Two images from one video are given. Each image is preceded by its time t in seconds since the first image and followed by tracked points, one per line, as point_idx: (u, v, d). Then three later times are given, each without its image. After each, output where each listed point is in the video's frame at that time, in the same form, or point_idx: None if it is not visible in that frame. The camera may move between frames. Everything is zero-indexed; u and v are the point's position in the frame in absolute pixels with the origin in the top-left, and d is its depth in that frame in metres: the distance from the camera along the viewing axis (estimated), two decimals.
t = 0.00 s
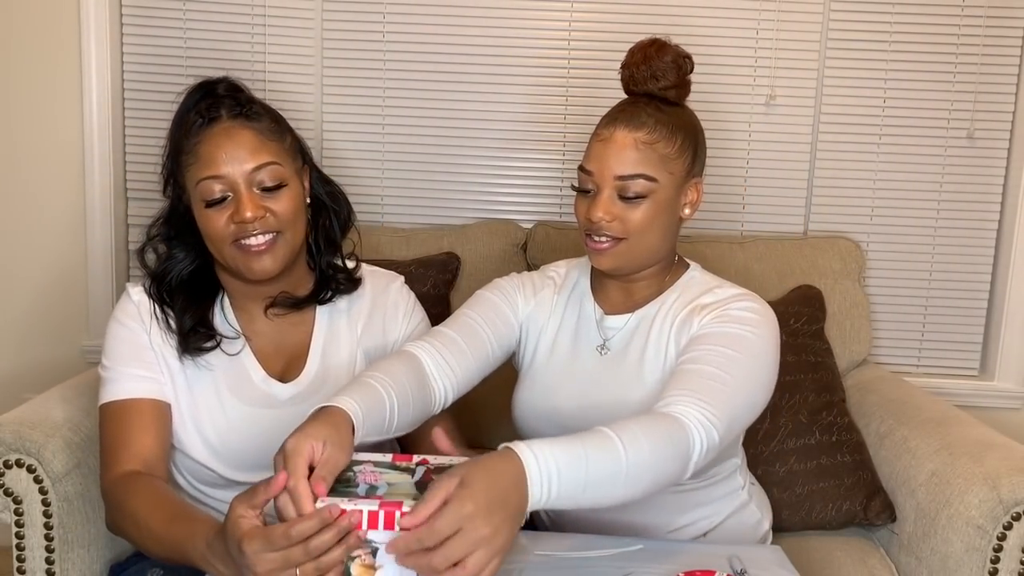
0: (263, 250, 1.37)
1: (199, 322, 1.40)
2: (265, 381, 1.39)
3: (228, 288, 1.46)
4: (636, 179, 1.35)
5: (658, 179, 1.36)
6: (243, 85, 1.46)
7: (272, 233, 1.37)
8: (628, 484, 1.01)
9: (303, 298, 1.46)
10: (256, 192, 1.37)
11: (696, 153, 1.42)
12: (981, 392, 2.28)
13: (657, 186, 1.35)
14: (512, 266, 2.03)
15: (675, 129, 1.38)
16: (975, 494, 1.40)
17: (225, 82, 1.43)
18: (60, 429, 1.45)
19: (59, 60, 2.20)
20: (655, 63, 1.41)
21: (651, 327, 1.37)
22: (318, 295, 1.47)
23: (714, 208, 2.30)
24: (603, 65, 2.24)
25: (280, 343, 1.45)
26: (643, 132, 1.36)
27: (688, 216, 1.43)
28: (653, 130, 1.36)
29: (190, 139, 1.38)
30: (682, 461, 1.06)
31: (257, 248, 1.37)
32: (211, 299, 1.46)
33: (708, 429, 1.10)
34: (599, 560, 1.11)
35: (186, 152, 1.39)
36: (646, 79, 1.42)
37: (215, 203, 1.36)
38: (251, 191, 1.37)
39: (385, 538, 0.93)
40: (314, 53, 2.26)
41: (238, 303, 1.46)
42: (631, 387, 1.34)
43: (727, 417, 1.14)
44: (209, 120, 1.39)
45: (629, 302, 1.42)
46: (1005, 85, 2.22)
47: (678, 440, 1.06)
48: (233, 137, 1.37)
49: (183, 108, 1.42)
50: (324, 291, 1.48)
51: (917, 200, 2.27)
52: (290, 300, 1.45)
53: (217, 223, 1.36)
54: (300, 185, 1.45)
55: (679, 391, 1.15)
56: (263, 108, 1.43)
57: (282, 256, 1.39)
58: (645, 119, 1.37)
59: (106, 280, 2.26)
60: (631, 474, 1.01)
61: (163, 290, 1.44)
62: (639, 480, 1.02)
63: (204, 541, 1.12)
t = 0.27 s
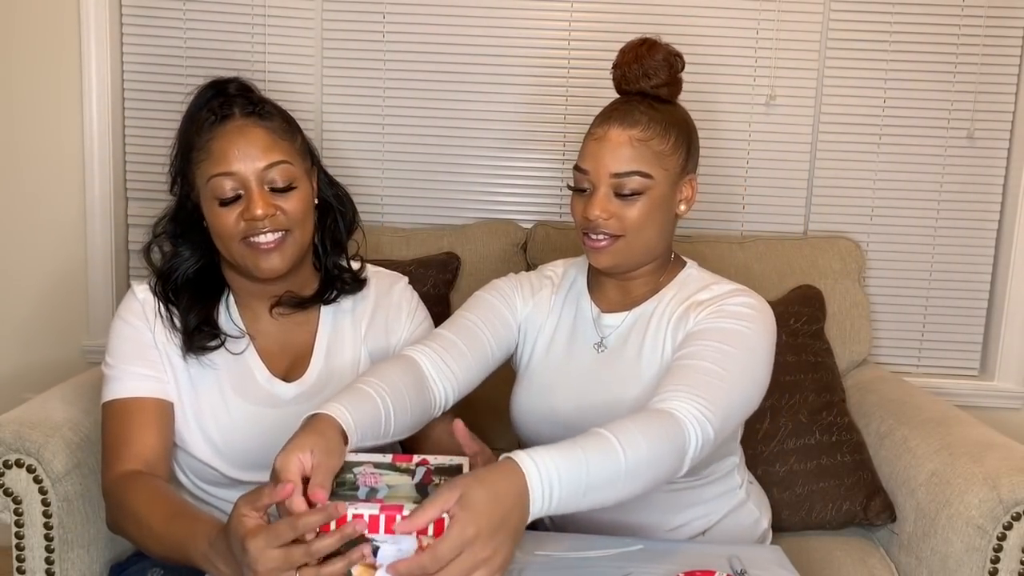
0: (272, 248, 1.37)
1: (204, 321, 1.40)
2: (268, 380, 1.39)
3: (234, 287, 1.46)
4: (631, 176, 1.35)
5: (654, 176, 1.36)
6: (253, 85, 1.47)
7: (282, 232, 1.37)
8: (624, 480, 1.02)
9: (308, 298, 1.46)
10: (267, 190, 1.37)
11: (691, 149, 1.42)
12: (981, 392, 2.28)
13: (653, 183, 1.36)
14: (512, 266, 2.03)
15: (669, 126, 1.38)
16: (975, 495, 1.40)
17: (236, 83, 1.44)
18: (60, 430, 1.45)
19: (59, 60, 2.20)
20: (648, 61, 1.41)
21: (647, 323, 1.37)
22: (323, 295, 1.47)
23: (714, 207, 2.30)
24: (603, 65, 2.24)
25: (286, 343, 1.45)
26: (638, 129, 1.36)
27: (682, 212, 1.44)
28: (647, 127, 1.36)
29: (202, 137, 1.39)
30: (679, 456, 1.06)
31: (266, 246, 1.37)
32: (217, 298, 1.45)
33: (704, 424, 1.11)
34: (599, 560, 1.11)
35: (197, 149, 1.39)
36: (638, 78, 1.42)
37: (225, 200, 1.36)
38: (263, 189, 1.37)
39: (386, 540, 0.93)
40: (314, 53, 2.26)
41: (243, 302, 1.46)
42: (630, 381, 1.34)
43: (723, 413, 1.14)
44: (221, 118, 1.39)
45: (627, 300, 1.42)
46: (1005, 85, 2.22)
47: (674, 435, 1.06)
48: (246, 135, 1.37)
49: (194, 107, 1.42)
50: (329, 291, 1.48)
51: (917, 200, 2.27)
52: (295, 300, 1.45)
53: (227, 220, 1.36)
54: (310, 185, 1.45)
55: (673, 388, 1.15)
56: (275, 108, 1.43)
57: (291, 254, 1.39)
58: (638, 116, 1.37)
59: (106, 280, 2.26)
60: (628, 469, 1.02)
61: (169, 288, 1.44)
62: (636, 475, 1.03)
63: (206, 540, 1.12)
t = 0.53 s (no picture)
0: (277, 247, 1.37)
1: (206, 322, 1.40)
2: (270, 381, 1.39)
3: (236, 286, 1.46)
4: (622, 176, 1.35)
5: (645, 175, 1.36)
6: (259, 86, 1.47)
7: (287, 231, 1.37)
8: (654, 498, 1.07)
9: (310, 298, 1.46)
10: (274, 189, 1.37)
11: (682, 146, 1.42)
12: (981, 392, 2.28)
13: (645, 182, 1.36)
14: (512, 266, 2.03)
15: (658, 124, 1.38)
16: (975, 495, 1.40)
17: (242, 83, 1.44)
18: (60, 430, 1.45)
19: (59, 60, 2.20)
20: (635, 61, 1.42)
21: (649, 326, 1.38)
22: (325, 296, 1.47)
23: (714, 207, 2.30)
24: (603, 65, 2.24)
25: (287, 344, 1.45)
26: (627, 129, 1.37)
27: (676, 209, 1.44)
28: (636, 127, 1.37)
29: (209, 134, 1.38)
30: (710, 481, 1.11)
31: (271, 245, 1.37)
32: (219, 298, 1.45)
33: (735, 448, 1.15)
34: (599, 560, 1.11)
35: (204, 147, 1.38)
36: (625, 78, 1.43)
37: (230, 198, 1.36)
38: (270, 188, 1.37)
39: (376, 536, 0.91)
40: (314, 53, 2.26)
41: (244, 302, 1.46)
42: (633, 383, 1.35)
43: (746, 429, 1.19)
44: (229, 116, 1.39)
45: (624, 301, 1.42)
46: (1005, 85, 2.22)
47: (707, 458, 1.11)
48: (254, 134, 1.37)
49: (201, 104, 1.42)
50: (330, 292, 1.48)
51: (917, 200, 2.27)
52: (297, 300, 1.45)
53: (232, 218, 1.36)
54: (315, 185, 1.45)
55: (696, 411, 1.18)
56: (282, 107, 1.43)
57: (296, 254, 1.39)
58: (627, 116, 1.38)
59: (106, 280, 2.26)
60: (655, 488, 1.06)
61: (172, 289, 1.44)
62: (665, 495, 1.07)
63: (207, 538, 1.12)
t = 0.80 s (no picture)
0: (283, 245, 1.37)
1: (208, 322, 1.40)
2: (271, 381, 1.39)
3: (239, 284, 1.46)
4: (627, 174, 1.36)
5: (649, 173, 1.36)
6: (265, 86, 1.47)
7: (293, 230, 1.37)
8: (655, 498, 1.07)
9: (311, 297, 1.46)
10: (283, 187, 1.37)
11: (686, 143, 1.42)
12: (981, 392, 2.28)
13: (650, 180, 1.36)
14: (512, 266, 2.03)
15: (662, 122, 1.38)
16: (975, 495, 1.40)
17: (250, 82, 1.44)
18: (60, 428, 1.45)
19: (59, 60, 2.20)
20: (637, 61, 1.41)
21: (655, 324, 1.38)
22: (326, 296, 1.47)
23: (714, 207, 2.30)
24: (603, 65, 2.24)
25: (288, 343, 1.45)
26: (630, 129, 1.37)
27: (683, 207, 1.44)
28: (639, 126, 1.37)
29: (220, 130, 1.38)
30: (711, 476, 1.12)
31: (277, 243, 1.37)
32: (220, 297, 1.45)
33: (734, 444, 1.16)
34: (600, 560, 1.11)
35: (213, 143, 1.39)
36: (628, 78, 1.42)
37: (239, 194, 1.36)
38: (278, 186, 1.37)
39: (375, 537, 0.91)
40: (314, 53, 2.26)
41: (246, 300, 1.46)
42: (637, 380, 1.36)
43: (748, 425, 1.19)
44: (238, 114, 1.39)
45: (633, 299, 1.42)
46: (1004, 85, 2.22)
47: (706, 454, 1.11)
48: (264, 132, 1.37)
49: (211, 101, 1.42)
50: (331, 292, 1.48)
51: (917, 200, 2.27)
52: (298, 299, 1.45)
53: (240, 214, 1.36)
54: (321, 186, 1.45)
55: (698, 407, 1.19)
56: (292, 108, 1.44)
57: (301, 253, 1.39)
58: (630, 115, 1.38)
59: (106, 279, 2.26)
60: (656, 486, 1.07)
61: (174, 287, 1.44)
62: (665, 496, 1.08)
63: (211, 537, 1.12)
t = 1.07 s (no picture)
0: (284, 243, 1.37)
1: (207, 320, 1.40)
2: (270, 380, 1.40)
3: (238, 282, 1.46)
4: (643, 169, 1.36)
5: (665, 169, 1.37)
6: (269, 85, 1.47)
7: (294, 228, 1.37)
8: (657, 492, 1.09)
9: (310, 296, 1.46)
10: (286, 185, 1.37)
11: (701, 143, 1.43)
12: (981, 392, 2.28)
13: (665, 177, 1.37)
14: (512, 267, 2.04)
15: (678, 120, 1.39)
16: (975, 494, 1.40)
17: (254, 81, 1.44)
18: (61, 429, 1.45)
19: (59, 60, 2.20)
20: (655, 60, 1.42)
21: (660, 318, 1.38)
22: (325, 294, 1.47)
23: (714, 207, 2.30)
24: (603, 65, 2.24)
25: (287, 342, 1.45)
26: (646, 125, 1.38)
27: (696, 205, 1.44)
28: (656, 123, 1.38)
29: (223, 127, 1.39)
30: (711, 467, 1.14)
31: (278, 241, 1.37)
32: (220, 296, 1.45)
33: (733, 436, 1.17)
34: (600, 560, 1.11)
35: (216, 140, 1.39)
36: (645, 77, 1.43)
37: (241, 192, 1.36)
38: (281, 184, 1.37)
39: (376, 536, 0.90)
40: (314, 53, 2.26)
41: (245, 298, 1.46)
42: (642, 373, 1.36)
43: (750, 420, 1.20)
44: (243, 112, 1.39)
45: (642, 296, 1.43)
46: (1004, 85, 2.22)
47: (705, 445, 1.12)
48: (268, 130, 1.37)
49: (213, 98, 1.42)
50: (329, 290, 1.48)
51: (917, 200, 2.27)
52: (297, 298, 1.45)
53: (241, 211, 1.36)
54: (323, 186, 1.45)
55: (700, 398, 1.20)
56: (296, 108, 1.44)
57: (302, 252, 1.39)
58: (647, 112, 1.39)
59: (106, 279, 2.27)
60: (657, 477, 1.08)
61: (174, 285, 1.44)
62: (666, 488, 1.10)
63: (212, 534, 1.12)
